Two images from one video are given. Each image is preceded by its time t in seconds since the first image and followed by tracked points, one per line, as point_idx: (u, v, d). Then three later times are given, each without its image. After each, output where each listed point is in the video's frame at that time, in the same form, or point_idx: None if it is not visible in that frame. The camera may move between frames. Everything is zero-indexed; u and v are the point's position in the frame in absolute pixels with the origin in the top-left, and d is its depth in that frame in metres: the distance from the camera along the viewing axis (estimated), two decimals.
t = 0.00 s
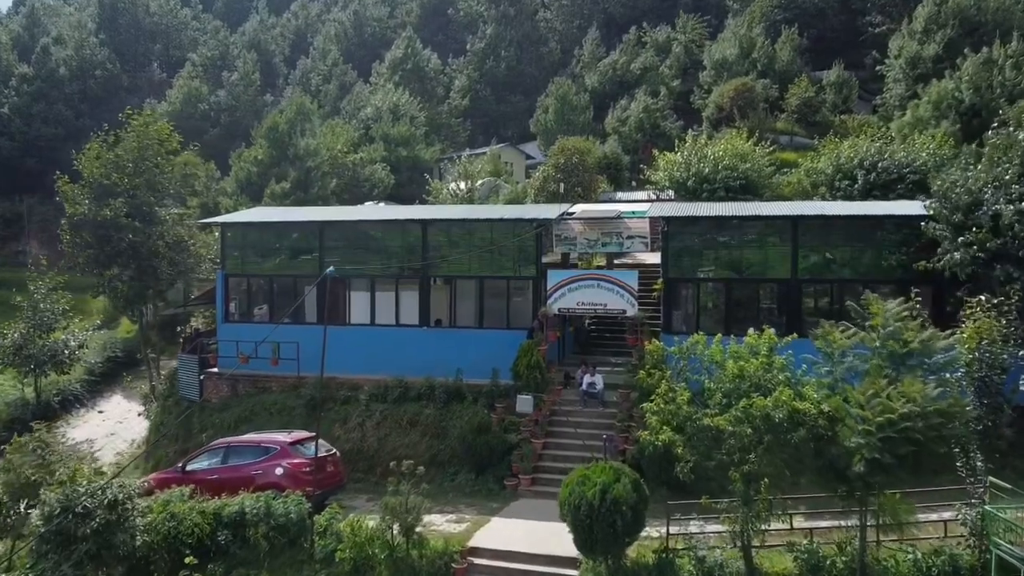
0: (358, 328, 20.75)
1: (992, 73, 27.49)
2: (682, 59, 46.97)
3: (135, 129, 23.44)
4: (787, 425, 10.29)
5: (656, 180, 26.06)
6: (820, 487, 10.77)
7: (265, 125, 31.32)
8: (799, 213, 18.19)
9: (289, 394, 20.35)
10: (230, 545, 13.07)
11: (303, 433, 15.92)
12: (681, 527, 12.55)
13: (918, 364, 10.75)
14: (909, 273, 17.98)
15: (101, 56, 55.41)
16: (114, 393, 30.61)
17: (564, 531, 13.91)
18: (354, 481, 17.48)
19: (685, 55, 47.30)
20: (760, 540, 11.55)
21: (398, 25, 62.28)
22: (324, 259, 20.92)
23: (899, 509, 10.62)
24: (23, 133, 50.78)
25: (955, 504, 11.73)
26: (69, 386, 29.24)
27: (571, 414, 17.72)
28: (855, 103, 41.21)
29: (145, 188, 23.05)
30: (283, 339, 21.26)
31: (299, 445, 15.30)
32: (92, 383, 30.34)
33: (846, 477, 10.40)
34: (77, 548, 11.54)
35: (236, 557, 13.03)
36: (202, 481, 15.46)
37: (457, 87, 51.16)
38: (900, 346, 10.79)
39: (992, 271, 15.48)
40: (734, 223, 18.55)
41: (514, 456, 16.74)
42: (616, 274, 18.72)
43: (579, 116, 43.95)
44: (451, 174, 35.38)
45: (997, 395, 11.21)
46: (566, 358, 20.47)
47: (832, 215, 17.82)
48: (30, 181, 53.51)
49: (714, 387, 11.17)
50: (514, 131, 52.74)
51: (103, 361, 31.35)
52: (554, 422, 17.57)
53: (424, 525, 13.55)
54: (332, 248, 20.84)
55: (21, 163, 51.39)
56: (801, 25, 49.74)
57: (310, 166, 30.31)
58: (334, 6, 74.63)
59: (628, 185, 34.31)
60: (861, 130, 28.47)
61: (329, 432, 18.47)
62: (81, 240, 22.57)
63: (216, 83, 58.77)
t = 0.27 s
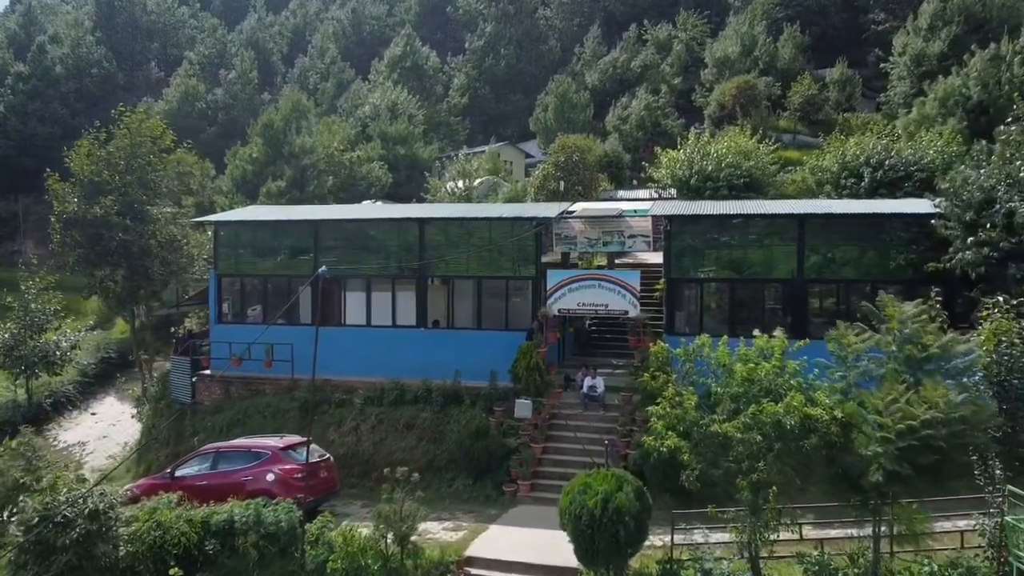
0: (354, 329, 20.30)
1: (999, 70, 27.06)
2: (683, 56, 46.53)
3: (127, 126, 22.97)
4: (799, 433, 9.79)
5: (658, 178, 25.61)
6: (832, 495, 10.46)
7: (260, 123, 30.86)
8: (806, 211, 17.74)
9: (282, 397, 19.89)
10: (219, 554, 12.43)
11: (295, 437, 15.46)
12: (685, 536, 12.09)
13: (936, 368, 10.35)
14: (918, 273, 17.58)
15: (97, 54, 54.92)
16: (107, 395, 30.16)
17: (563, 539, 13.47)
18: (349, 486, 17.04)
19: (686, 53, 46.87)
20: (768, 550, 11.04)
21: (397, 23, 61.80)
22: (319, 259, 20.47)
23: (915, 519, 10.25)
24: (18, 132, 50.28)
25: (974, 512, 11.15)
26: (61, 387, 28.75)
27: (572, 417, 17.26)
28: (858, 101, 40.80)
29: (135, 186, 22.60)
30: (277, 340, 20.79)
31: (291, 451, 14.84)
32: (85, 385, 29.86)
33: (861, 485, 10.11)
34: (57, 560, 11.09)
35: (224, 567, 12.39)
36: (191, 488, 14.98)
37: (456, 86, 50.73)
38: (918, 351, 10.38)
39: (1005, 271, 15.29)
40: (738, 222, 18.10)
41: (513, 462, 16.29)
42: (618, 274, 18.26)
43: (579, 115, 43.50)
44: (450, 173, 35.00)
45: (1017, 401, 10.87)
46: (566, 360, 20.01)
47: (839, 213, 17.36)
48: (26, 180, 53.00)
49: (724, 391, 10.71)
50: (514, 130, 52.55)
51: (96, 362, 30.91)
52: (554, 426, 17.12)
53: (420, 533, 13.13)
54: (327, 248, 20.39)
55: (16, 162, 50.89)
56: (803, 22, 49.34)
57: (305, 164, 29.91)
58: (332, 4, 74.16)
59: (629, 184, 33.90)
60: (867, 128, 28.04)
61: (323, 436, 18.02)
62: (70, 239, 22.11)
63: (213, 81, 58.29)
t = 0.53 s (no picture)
0: (350, 330, 19.90)
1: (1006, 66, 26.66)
2: (684, 55, 46.08)
3: (120, 123, 22.60)
4: (811, 439, 9.51)
5: (660, 176, 25.23)
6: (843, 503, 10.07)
7: (256, 121, 30.47)
8: (812, 210, 17.35)
9: (276, 399, 19.50)
10: (208, 563, 11.47)
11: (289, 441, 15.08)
12: (689, 546, 11.74)
13: (955, 373, 10.05)
14: (927, 272, 17.18)
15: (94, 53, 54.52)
16: (102, 396, 29.80)
17: (563, 545, 13.12)
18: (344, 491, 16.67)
19: (688, 51, 46.47)
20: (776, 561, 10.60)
21: (396, 21, 61.38)
22: (314, 259, 20.08)
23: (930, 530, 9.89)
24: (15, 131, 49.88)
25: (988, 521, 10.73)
26: (55, 388, 28.37)
27: (572, 421, 16.87)
28: (861, 100, 40.42)
29: (128, 184, 22.21)
30: (271, 342, 20.39)
31: (283, 456, 14.44)
32: (80, 386, 29.47)
33: (873, 494, 9.77)
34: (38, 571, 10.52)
35: None
36: (182, 494, 14.60)
37: (455, 84, 50.39)
38: (935, 355, 10.10)
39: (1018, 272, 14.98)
40: (742, 221, 17.70)
41: (512, 467, 15.90)
42: (619, 274, 17.87)
43: (579, 113, 43.14)
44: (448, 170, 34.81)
45: None
46: (567, 362, 19.63)
47: (846, 211, 16.96)
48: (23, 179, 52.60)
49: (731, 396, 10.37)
50: (513, 129, 52.21)
51: (91, 362, 30.49)
52: (554, 429, 16.72)
53: (416, 542, 12.77)
54: (323, 247, 20.00)
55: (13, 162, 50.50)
56: (805, 20, 48.96)
57: (301, 162, 29.60)
58: (331, 3, 73.76)
59: (630, 182, 33.57)
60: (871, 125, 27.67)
61: (318, 440, 17.63)
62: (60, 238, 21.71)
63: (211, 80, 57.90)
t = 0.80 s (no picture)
0: (345, 332, 19.45)
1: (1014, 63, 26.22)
2: (685, 53, 45.61)
3: (112, 120, 22.14)
4: (826, 450, 9.08)
5: (662, 175, 24.79)
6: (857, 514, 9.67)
7: (252, 119, 30.00)
8: (819, 208, 16.89)
9: (270, 402, 19.03)
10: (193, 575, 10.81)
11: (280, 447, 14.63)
12: (695, 557, 11.31)
13: (979, 378, 9.94)
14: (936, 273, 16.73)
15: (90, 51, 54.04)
16: (95, 398, 29.30)
17: (562, 555, 12.64)
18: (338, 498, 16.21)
19: (689, 49, 46.02)
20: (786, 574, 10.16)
21: (395, 19, 60.89)
22: (309, 258, 19.63)
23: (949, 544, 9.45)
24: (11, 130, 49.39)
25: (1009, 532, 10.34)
26: (46, 390, 27.87)
27: (573, 425, 16.42)
28: (865, 98, 40.00)
29: (119, 182, 21.76)
30: (265, 343, 19.95)
31: (274, 461, 13.99)
32: (72, 388, 28.98)
33: (889, 506, 9.36)
34: None
35: None
36: (168, 500, 14.14)
37: (454, 82, 49.97)
38: (959, 360, 9.98)
39: None
40: (747, 220, 17.24)
41: (511, 472, 15.45)
42: (621, 274, 17.41)
43: (580, 111, 42.74)
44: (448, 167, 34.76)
45: None
46: (567, 364, 19.18)
47: (855, 210, 16.52)
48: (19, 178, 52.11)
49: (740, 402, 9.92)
50: (513, 128, 51.72)
51: (83, 364, 29.97)
52: (554, 434, 16.28)
53: (411, 552, 12.34)
54: (318, 246, 19.54)
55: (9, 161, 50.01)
56: (807, 18, 48.60)
57: (297, 161, 29.24)
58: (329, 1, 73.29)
59: (631, 181, 33.20)
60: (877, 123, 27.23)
61: (312, 445, 17.17)
62: (49, 237, 21.26)
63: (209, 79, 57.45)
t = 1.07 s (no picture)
0: (340, 333, 19.02)
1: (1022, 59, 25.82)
2: (686, 51, 45.12)
3: (102, 117, 21.66)
4: (842, 460, 8.63)
5: (664, 173, 24.33)
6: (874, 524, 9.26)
7: (247, 116, 29.50)
8: (826, 207, 16.44)
9: (262, 405, 18.57)
10: None
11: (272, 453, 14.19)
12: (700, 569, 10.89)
13: (1001, 385, 10.19)
14: (944, 273, 16.28)
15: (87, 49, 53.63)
16: (88, 400, 28.77)
17: (562, 566, 12.19)
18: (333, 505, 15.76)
19: (690, 48, 45.54)
20: None
21: (393, 17, 60.41)
22: (303, 258, 19.19)
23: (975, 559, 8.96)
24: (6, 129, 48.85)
25: None
26: (37, 392, 27.35)
27: (573, 430, 15.98)
28: (868, 96, 39.61)
29: (109, 180, 21.27)
30: (258, 345, 19.51)
31: (265, 468, 13.55)
32: (64, 390, 28.45)
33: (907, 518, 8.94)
34: None
35: None
36: (156, 509, 13.69)
37: (453, 80, 49.54)
38: (981, 366, 10.23)
39: None
40: (752, 218, 16.77)
41: (510, 478, 15.03)
42: (623, 275, 16.95)
43: (580, 109, 42.33)
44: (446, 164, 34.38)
45: None
46: (567, 366, 18.73)
47: (864, 209, 16.09)
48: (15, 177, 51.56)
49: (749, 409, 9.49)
50: (512, 127, 51.50)
51: (76, 365, 29.44)
52: (553, 438, 15.85)
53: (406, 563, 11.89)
54: (312, 246, 19.11)
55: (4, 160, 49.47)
56: (809, 15, 48.27)
57: (291, 159, 28.90)
58: None
59: (632, 180, 32.83)
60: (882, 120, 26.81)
61: (305, 450, 16.71)
62: (37, 237, 20.76)
63: (206, 77, 56.95)
